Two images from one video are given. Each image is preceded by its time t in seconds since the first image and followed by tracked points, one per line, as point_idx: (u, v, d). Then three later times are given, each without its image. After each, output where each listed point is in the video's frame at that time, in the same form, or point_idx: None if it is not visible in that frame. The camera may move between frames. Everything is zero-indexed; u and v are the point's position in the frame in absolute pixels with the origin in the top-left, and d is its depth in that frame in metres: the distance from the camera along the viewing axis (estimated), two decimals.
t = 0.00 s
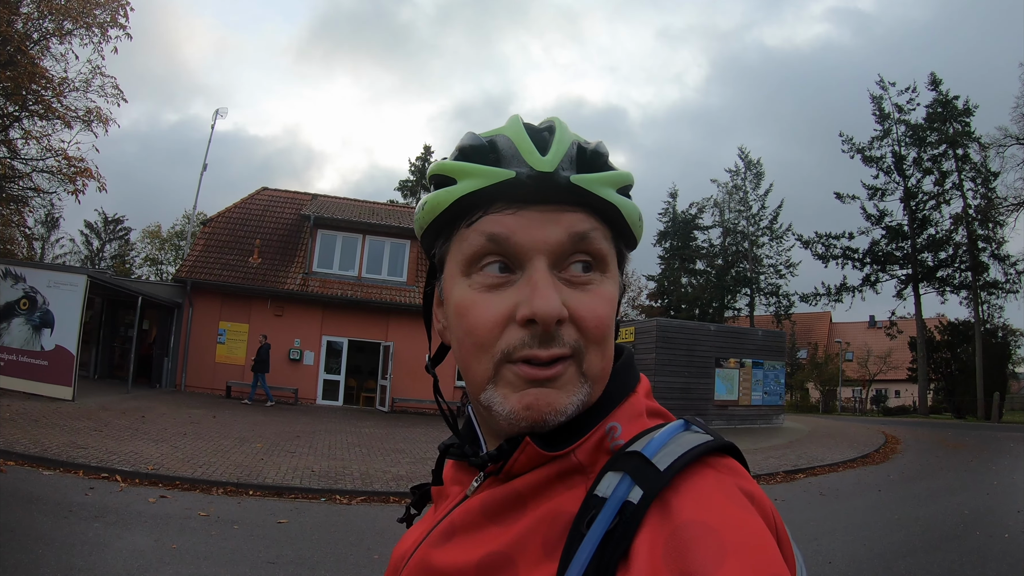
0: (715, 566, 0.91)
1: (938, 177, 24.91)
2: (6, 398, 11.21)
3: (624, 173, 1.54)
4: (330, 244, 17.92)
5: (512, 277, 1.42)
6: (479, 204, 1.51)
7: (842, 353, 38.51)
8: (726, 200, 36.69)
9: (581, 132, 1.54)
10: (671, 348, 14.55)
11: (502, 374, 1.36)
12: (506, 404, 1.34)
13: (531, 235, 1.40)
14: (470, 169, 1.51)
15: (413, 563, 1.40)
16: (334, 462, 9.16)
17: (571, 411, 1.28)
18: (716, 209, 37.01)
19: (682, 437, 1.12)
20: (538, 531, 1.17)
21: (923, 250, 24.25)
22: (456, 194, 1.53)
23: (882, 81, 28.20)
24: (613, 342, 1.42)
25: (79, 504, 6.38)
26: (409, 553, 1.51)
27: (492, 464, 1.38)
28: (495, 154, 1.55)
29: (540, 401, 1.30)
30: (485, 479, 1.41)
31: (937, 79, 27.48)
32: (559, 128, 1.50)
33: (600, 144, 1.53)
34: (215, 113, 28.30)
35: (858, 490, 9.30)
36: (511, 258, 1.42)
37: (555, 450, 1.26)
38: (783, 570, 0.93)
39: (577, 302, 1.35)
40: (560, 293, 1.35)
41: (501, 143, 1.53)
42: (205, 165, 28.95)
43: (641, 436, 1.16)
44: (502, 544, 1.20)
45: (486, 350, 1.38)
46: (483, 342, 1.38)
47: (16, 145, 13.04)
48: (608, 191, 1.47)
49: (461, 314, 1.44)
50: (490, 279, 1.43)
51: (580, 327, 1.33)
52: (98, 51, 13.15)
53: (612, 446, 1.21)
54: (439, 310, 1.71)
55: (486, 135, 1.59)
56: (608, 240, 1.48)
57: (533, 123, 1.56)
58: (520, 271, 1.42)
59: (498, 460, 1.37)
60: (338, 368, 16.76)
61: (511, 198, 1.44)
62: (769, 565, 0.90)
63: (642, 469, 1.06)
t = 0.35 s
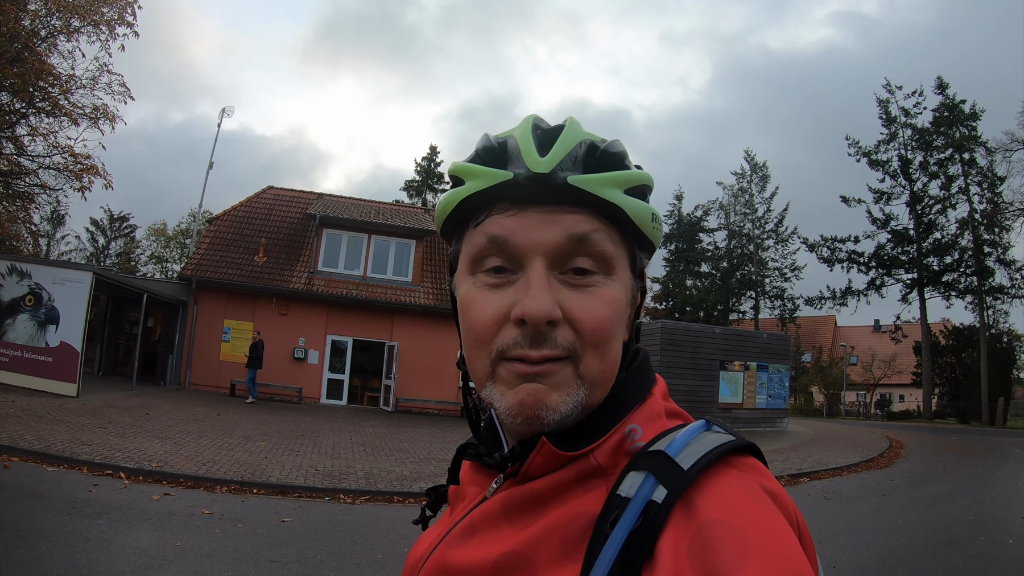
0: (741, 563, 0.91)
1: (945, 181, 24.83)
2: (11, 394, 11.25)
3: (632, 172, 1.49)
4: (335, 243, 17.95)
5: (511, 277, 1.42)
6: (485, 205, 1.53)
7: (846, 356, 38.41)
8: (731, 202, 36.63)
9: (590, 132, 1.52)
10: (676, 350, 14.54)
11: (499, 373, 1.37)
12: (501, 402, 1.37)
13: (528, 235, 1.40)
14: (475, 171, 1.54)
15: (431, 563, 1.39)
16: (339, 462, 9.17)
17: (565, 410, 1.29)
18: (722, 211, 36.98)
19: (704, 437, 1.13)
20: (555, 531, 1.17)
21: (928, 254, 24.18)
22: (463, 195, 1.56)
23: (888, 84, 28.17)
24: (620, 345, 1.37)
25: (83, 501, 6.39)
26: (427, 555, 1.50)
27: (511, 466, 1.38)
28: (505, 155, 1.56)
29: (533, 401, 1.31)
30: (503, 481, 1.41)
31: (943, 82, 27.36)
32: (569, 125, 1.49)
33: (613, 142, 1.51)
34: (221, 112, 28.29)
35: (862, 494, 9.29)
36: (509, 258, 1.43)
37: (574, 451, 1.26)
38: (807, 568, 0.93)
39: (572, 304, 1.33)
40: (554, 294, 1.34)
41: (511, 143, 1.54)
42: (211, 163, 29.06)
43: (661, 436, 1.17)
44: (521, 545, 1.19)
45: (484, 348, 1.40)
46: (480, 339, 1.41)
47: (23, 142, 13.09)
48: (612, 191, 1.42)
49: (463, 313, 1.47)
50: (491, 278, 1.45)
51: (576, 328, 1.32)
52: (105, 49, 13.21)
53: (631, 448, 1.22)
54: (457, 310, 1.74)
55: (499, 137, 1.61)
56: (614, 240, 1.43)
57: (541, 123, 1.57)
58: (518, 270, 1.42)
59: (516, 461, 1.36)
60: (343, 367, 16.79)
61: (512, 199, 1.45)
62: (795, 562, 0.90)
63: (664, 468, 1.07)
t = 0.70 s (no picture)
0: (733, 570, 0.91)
1: (949, 185, 24.78)
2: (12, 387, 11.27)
3: (654, 182, 1.51)
4: (338, 240, 17.95)
5: (526, 275, 1.42)
6: (506, 200, 1.53)
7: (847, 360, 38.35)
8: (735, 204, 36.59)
9: (616, 138, 1.53)
10: (678, 352, 14.52)
11: (507, 368, 1.36)
12: (507, 399, 1.35)
13: (548, 234, 1.39)
14: (499, 165, 1.53)
15: (426, 566, 1.39)
16: (339, 459, 9.18)
17: (571, 411, 1.28)
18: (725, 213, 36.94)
19: (698, 443, 1.13)
20: (549, 534, 1.17)
21: (931, 258, 24.14)
22: (484, 189, 1.55)
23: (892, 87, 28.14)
24: (628, 351, 1.37)
25: (82, 495, 6.40)
26: (422, 557, 1.50)
27: (508, 467, 1.37)
28: (530, 152, 1.55)
29: (540, 400, 1.30)
30: (499, 484, 1.40)
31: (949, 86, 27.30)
32: (594, 130, 1.50)
33: (636, 150, 1.52)
34: (225, 107, 28.12)
35: (861, 498, 9.27)
36: (526, 256, 1.42)
37: (568, 453, 1.26)
38: (801, 575, 0.93)
39: (586, 307, 1.33)
40: (569, 295, 1.33)
41: (537, 141, 1.54)
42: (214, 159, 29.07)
43: (656, 441, 1.16)
44: (515, 548, 1.19)
45: (493, 343, 1.39)
46: (490, 334, 1.40)
47: (27, 136, 13.10)
48: (634, 200, 1.43)
49: (474, 306, 1.46)
50: (505, 275, 1.44)
51: (588, 331, 1.31)
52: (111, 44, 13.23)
53: (627, 452, 1.21)
54: (464, 305, 1.73)
55: (524, 133, 1.60)
56: (629, 248, 1.43)
57: (568, 124, 1.56)
58: (534, 269, 1.41)
59: (513, 462, 1.36)
60: (344, 364, 16.80)
61: (535, 197, 1.45)
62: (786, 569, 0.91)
63: (657, 474, 1.06)
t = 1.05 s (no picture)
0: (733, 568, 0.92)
1: (948, 185, 24.80)
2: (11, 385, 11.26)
3: (662, 178, 1.50)
4: (337, 238, 17.93)
5: (532, 265, 1.42)
6: (513, 191, 1.53)
7: (846, 360, 38.39)
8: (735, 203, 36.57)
9: (623, 134, 1.52)
10: (677, 350, 14.51)
11: (511, 357, 1.37)
12: (511, 386, 1.36)
13: (555, 226, 1.39)
14: (508, 157, 1.53)
15: (427, 563, 1.39)
16: (337, 456, 9.19)
17: (576, 406, 1.29)
18: (724, 212, 36.94)
19: (701, 442, 1.13)
20: (550, 532, 1.17)
21: (930, 258, 24.15)
22: (492, 180, 1.55)
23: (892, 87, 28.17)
24: (634, 344, 1.37)
25: (81, 492, 6.40)
26: (423, 553, 1.51)
27: (508, 464, 1.38)
28: (537, 146, 1.56)
29: (543, 390, 1.30)
30: (501, 481, 1.41)
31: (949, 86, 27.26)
32: (603, 125, 1.50)
33: (644, 146, 1.52)
34: (225, 105, 28.05)
35: (859, 498, 9.27)
36: (533, 246, 1.42)
37: (569, 449, 1.26)
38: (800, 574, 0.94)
39: (593, 298, 1.32)
40: (575, 286, 1.33)
41: (545, 135, 1.54)
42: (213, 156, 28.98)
43: (659, 440, 1.16)
44: (515, 547, 1.20)
45: (496, 331, 1.41)
46: (494, 322, 1.41)
47: (26, 133, 13.09)
48: (641, 193, 1.43)
49: (479, 294, 1.46)
50: (511, 265, 1.45)
51: (593, 322, 1.31)
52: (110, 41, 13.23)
53: (629, 451, 1.21)
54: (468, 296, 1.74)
55: (533, 127, 1.60)
56: (634, 241, 1.43)
57: (576, 119, 1.56)
58: (540, 260, 1.42)
59: (513, 459, 1.37)
60: (343, 362, 16.80)
61: (543, 188, 1.45)
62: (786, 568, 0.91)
63: (659, 474, 1.06)
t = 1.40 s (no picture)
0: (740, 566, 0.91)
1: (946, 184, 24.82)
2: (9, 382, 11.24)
3: (656, 169, 1.49)
4: (335, 235, 17.91)
5: (527, 257, 1.42)
6: (508, 186, 1.53)
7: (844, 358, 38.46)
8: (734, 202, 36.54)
9: (616, 126, 1.52)
10: (676, 348, 14.51)
11: (508, 349, 1.38)
12: (508, 380, 1.36)
13: (548, 218, 1.39)
14: (499, 152, 1.53)
15: (427, 559, 1.39)
16: (336, 454, 9.19)
17: (575, 400, 1.28)
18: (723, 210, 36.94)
19: (707, 440, 1.12)
20: (553, 528, 1.17)
21: (929, 257, 24.18)
22: (485, 176, 1.55)
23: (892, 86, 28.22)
24: (634, 334, 1.36)
25: (79, 490, 6.39)
26: (423, 549, 1.50)
27: (510, 459, 1.38)
28: (529, 141, 1.55)
29: (540, 382, 1.30)
30: (502, 476, 1.40)
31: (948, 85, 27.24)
32: (594, 118, 1.49)
33: (637, 137, 1.51)
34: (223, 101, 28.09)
35: (858, 496, 9.29)
36: (527, 239, 1.42)
37: (572, 445, 1.26)
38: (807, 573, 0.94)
39: (589, 289, 1.32)
40: (569, 277, 1.33)
41: (537, 131, 1.54)
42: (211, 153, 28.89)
43: (665, 437, 1.15)
44: (517, 541, 1.20)
45: (493, 323, 1.41)
46: (490, 314, 1.41)
47: (24, 130, 13.06)
48: (635, 183, 1.42)
49: (475, 288, 1.47)
50: (506, 258, 1.45)
51: (590, 312, 1.31)
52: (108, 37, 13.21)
53: (633, 448, 1.20)
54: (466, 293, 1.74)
55: (524, 123, 1.60)
56: (631, 231, 1.42)
57: (568, 113, 1.56)
58: (535, 251, 1.41)
59: (515, 453, 1.36)
60: (341, 360, 16.80)
61: (537, 181, 1.45)
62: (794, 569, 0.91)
63: (665, 472, 1.06)
